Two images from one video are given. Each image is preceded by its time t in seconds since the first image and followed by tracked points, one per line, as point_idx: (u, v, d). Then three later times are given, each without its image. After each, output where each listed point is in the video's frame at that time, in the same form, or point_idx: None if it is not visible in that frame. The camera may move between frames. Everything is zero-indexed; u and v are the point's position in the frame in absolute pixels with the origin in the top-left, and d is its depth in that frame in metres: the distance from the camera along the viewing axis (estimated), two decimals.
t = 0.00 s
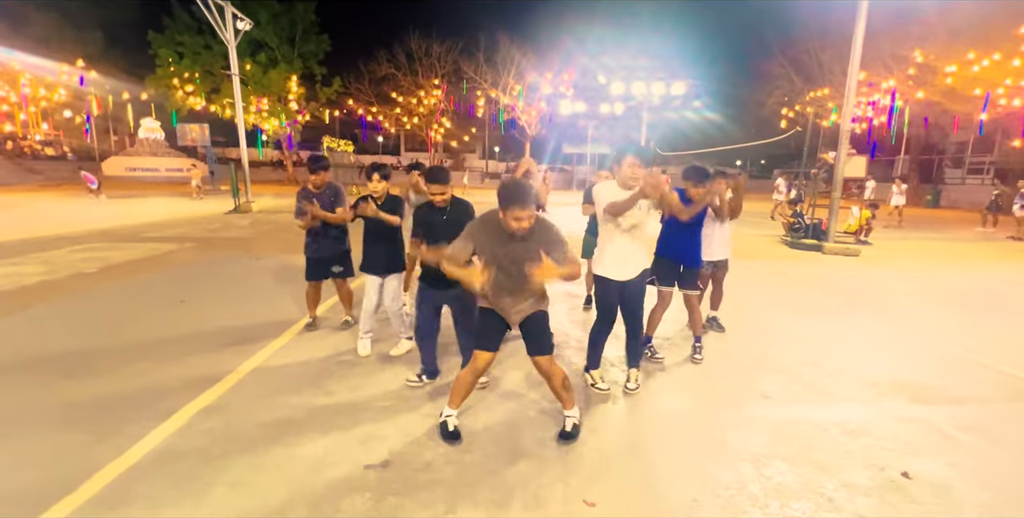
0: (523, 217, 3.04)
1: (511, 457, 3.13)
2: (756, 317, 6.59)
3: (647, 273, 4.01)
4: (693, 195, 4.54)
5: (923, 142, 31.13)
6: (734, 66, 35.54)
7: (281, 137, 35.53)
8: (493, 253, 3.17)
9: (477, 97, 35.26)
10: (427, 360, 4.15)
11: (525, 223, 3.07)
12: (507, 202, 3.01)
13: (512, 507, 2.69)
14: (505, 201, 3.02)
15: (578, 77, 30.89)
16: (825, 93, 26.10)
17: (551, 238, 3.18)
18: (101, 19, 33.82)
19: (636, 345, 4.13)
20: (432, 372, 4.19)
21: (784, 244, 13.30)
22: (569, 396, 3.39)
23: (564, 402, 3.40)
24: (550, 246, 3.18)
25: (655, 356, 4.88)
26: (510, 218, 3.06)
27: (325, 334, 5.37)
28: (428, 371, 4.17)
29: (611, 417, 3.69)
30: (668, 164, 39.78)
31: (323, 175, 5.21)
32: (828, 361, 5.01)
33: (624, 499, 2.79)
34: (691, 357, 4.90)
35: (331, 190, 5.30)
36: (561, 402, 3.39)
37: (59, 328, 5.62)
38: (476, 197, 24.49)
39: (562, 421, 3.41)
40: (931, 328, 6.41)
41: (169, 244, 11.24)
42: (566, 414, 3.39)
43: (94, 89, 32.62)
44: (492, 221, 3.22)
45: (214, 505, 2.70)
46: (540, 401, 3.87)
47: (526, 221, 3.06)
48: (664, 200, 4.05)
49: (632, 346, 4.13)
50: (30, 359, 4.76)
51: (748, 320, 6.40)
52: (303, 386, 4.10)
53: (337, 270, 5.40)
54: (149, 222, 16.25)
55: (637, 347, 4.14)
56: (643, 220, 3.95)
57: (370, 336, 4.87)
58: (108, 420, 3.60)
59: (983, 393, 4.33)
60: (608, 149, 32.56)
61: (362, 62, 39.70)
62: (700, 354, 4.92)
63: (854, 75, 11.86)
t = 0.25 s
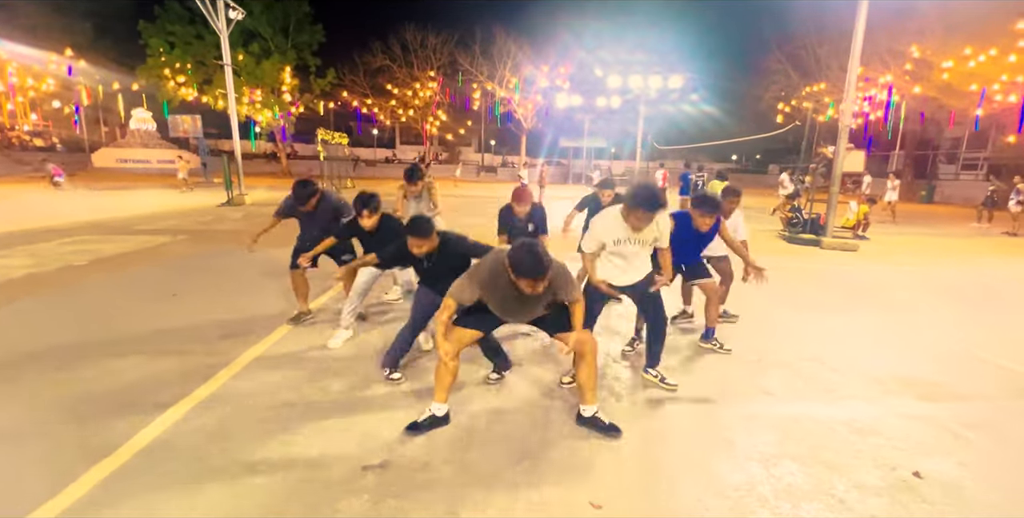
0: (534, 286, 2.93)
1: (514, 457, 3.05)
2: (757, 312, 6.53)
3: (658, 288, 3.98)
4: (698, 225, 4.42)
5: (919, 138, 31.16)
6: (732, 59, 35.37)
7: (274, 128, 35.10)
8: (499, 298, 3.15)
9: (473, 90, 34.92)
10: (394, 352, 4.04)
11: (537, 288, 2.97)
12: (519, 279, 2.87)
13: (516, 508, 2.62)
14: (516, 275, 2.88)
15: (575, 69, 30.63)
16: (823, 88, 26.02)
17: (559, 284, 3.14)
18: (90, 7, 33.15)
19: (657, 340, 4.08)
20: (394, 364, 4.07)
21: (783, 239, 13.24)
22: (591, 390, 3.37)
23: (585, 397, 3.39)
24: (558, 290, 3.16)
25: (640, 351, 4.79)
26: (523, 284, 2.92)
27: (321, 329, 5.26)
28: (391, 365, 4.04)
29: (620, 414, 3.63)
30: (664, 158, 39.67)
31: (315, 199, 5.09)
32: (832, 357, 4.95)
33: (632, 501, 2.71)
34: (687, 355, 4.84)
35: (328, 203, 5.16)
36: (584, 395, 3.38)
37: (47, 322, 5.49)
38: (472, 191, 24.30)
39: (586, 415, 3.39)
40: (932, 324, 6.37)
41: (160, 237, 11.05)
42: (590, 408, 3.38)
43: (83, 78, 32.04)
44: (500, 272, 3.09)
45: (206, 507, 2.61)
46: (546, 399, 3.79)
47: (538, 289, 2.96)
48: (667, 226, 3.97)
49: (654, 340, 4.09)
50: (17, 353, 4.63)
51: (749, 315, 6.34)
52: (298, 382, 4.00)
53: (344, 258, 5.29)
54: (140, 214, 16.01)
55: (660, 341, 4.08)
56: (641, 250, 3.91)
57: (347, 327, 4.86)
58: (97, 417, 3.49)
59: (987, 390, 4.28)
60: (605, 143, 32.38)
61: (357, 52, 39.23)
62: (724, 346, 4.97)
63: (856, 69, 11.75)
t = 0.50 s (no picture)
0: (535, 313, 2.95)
1: (512, 459, 2.99)
2: (755, 310, 6.48)
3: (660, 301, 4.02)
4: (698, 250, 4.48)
5: (911, 135, 31.31)
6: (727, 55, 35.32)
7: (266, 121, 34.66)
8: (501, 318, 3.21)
9: (467, 84, 34.63)
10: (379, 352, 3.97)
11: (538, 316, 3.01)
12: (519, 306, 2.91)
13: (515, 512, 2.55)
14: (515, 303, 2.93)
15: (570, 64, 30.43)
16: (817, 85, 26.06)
17: (564, 307, 3.19)
18: None
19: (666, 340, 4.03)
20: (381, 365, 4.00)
21: (778, 236, 13.23)
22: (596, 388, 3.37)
23: (591, 396, 3.39)
24: (563, 314, 3.21)
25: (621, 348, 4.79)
26: (519, 309, 2.95)
27: (314, 327, 5.16)
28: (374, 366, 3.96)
29: (626, 412, 3.60)
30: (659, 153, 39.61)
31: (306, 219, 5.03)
32: (831, 356, 4.90)
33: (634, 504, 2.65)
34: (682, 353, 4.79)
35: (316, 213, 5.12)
36: (590, 394, 3.38)
37: (31, 318, 5.35)
38: (466, 186, 24.15)
39: (595, 412, 3.38)
40: (930, 322, 6.34)
41: (149, 231, 10.85)
42: (598, 407, 3.38)
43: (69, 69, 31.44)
44: (503, 297, 3.13)
45: (194, 511, 2.52)
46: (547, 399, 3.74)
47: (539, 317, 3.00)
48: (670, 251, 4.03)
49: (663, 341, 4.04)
50: None
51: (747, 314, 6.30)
52: (290, 381, 3.90)
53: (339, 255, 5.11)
54: (128, 208, 15.74)
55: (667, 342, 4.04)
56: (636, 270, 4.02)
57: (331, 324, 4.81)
58: (82, 417, 3.38)
59: (987, 390, 4.25)
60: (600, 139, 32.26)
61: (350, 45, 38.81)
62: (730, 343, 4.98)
63: (852, 65, 11.71)
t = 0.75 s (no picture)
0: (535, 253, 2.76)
1: (508, 456, 2.93)
2: (754, 303, 6.42)
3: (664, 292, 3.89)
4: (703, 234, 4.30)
5: (910, 127, 31.18)
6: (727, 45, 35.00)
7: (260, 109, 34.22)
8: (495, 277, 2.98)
9: (464, 72, 34.20)
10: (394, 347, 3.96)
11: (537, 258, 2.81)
12: (516, 242, 2.73)
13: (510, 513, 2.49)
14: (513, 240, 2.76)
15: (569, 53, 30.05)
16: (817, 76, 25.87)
17: (562, 264, 2.95)
18: None
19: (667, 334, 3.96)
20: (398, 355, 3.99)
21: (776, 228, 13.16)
22: (582, 383, 3.29)
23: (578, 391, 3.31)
24: (561, 273, 2.99)
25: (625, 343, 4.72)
26: (516, 248, 2.76)
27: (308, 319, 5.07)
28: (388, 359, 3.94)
29: (624, 408, 3.53)
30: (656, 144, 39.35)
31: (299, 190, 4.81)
32: (832, 350, 4.84)
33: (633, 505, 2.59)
34: (678, 346, 4.74)
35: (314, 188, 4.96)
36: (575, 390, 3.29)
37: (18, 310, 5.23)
38: (463, 176, 23.93)
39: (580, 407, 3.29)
40: (929, 315, 6.30)
41: (141, 220, 10.69)
42: (583, 402, 3.29)
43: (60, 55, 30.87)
44: (502, 248, 2.94)
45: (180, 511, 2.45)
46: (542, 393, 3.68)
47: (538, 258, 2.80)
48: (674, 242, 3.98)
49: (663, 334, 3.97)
50: None
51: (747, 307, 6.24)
52: (282, 375, 3.82)
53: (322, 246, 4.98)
54: (120, 196, 15.52)
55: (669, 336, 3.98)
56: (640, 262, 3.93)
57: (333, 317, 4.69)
58: (67, 411, 3.30)
59: (988, 385, 4.21)
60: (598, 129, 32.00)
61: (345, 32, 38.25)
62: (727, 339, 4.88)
63: (855, 56, 11.56)
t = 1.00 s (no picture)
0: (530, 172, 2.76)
1: (506, 453, 2.88)
2: (755, 296, 6.37)
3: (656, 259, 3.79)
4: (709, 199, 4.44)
5: (908, 117, 31.05)
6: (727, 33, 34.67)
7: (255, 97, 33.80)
8: (481, 218, 2.88)
9: (461, 60, 33.82)
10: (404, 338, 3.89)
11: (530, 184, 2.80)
12: (512, 158, 2.76)
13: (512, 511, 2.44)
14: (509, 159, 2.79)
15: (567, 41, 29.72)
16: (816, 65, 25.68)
17: (552, 210, 2.89)
18: None
19: (658, 327, 3.93)
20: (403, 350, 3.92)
21: (775, 219, 13.10)
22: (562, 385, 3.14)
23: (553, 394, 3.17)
24: (548, 222, 2.90)
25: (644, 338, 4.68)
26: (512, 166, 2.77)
27: (303, 312, 4.99)
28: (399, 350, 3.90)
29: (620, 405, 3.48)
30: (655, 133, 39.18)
31: (293, 156, 4.83)
32: (833, 343, 4.81)
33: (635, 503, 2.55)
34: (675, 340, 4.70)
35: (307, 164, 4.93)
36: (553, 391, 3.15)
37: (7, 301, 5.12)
38: (461, 165, 23.76)
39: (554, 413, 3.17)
40: (929, 308, 6.29)
41: (134, 210, 10.52)
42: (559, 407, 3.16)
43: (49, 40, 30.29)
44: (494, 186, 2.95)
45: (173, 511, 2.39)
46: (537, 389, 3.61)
47: (532, 181, 2.78)
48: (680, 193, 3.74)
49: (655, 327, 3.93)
50: None
51: (747, 300, 6.19)
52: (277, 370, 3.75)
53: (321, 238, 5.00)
54: (113, 185, 15.30)
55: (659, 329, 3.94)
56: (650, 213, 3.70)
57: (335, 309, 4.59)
58: (57, 407, 3.22)
59: (988, 378, 4.19)
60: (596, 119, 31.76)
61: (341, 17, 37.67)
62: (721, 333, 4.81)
63: (856, 44, 11.43)
